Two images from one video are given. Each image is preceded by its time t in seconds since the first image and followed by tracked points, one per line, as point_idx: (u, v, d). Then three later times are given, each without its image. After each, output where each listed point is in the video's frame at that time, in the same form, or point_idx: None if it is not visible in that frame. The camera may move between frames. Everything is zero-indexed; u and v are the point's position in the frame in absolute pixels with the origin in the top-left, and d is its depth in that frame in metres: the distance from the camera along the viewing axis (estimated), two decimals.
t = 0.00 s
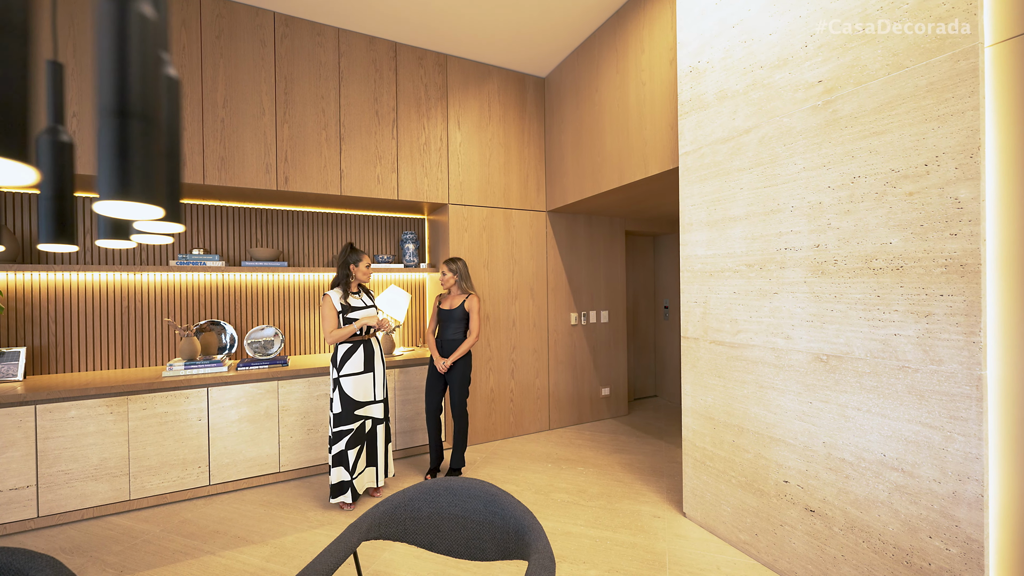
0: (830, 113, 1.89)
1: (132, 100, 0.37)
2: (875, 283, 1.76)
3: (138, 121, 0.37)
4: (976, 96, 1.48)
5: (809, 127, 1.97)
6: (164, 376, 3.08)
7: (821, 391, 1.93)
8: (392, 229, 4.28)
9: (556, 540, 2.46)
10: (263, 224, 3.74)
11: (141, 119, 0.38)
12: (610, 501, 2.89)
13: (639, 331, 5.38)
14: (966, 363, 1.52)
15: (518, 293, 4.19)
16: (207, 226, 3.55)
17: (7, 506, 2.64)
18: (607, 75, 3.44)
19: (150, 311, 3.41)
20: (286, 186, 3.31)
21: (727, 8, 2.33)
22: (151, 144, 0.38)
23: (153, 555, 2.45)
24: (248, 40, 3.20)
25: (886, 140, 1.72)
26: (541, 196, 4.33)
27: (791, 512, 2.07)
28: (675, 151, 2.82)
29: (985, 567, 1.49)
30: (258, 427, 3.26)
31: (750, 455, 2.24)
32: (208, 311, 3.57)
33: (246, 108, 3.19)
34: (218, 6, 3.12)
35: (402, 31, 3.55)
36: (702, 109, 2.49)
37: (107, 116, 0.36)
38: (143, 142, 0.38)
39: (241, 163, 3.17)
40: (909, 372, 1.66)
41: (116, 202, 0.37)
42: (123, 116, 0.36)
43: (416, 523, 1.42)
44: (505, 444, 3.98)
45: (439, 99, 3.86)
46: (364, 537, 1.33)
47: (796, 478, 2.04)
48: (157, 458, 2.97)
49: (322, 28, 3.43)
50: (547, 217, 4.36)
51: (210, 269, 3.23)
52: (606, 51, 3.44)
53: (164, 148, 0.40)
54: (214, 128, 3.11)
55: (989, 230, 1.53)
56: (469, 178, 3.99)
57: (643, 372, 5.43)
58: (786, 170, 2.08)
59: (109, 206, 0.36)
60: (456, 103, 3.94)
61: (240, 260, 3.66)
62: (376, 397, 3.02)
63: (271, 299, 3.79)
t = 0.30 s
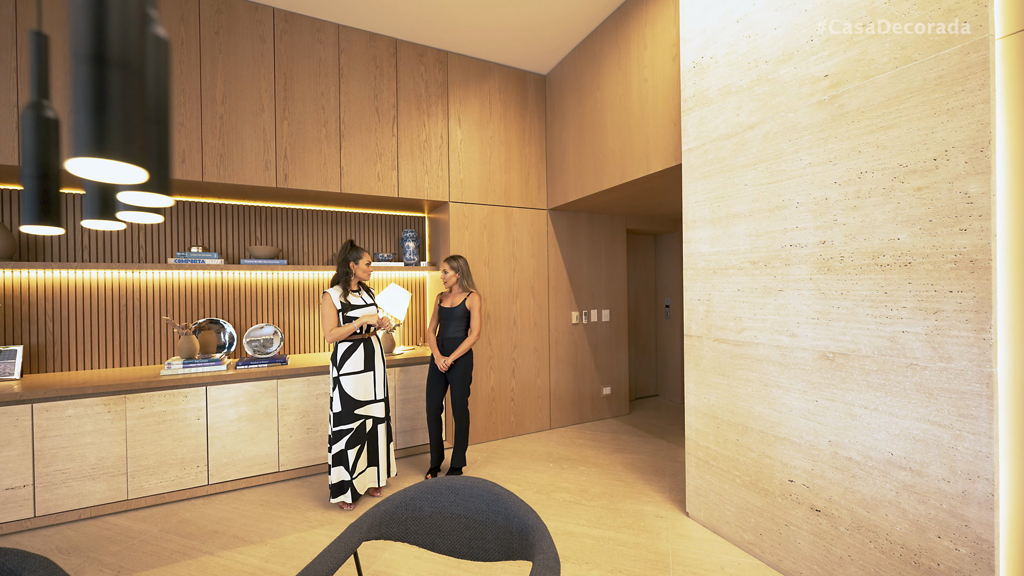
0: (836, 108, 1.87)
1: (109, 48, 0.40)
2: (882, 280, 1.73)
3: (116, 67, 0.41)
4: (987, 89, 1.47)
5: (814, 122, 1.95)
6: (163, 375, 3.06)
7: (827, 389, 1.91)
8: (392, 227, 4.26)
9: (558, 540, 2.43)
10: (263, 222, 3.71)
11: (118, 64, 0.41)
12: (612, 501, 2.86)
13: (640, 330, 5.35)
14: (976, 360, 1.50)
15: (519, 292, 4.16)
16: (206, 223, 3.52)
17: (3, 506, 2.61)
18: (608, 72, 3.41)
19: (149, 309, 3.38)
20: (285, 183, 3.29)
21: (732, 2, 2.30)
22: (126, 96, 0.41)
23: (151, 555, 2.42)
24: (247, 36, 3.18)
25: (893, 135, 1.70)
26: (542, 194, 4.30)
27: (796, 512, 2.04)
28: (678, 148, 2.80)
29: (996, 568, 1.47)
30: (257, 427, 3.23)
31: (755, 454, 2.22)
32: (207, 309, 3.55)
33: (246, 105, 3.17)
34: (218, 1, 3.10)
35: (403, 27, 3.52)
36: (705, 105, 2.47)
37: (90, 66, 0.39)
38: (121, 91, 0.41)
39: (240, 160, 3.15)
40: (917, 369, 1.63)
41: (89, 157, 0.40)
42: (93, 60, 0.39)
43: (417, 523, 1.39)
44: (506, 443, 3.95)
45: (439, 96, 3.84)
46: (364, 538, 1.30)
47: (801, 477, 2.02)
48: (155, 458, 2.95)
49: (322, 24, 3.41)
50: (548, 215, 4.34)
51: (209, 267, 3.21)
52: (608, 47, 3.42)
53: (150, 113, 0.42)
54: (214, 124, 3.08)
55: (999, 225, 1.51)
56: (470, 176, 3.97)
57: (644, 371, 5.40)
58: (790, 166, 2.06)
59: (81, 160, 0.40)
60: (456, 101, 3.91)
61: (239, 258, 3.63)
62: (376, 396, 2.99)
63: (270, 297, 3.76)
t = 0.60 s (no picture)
0: (843, 102, 1.84)
1: None
2: (890, 276, 1.71)
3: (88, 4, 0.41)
4: (998, 82, 1.44)
5: (820, 117, 1.93)
6: (161, 374, 3.04)
7: (834, 388, 1.89)
8: (392, 226, 4.23)
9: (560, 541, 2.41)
10: (262, 220, 3.68)
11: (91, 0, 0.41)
12: (615, 501, 2.84)
13: (641, 329, 5.33)
14: (987, 357, 1.47)
15: (520, 290, 4.14)
16: (204, 221, 3.50)
17: None
18: (610, 69, 3.39)
19: (147, 308, 3.35)
20: (285, 180, 3.26)
21: None
22: (105, 45, 0.42)
23: (149, 556, 2.39)
24: (246, 32, 3.15)
25: (901, 129, 1.67)
26: (543, 192, 4.28)
27: (802, 512, 2.02)
28: (681, 144, 2.77)
29: (1007, 569, 1.44)
30: (256, 426, 3.20)
31: (759, 453, 2.20)
32: (206, 308, 3.52)
33: (245, 101, 3.14)
34: None
35: (404, 23, 3.50)
36: (709, 101, 2.45)
37: None
38: (93, 33, 0.41)
39: (239, 157, 3.12)
40: (926, 367, 1.61)
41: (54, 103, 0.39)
42: None
43: (419, 523, 1.37)
44: (506, 443, 3.93)
45: (440, 94, 3.81)
46: (365, 539, 1.27)
47: (806, 477, 2.00)
48: (153, 457, 2.92)
49: (322, 20, 3.38)
50: (549, 214, 4.31)
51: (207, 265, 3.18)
52: (610, 44, 3.39)
53: (131, 75, 0.44)
54: (212, 121, 3.06)
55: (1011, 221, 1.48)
56: (471, 174, 3.94)
57: (645, 370, 5.38)
58: (796, 162, 2.03)
59: (45, 109, 0.40)
60: (457, 98, 3.89)
61: (238, 256, 3.60)
62: (377, 395, 2.97)
63: (270, 296, 3.74)
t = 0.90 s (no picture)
0: (851, 95, 1.81)
1: None
2: (899, 272, 1.68)
3: None
4: (1011, 72, 1.39)
5: (828, 111, 1.89)
6: (157, 373, 3.00)
7: (841, 386, 1.86)
8: (392, 223, 4.20)
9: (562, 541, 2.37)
10: (260, 218, 3.65)
11: None
12: (617, 500, 2.81)
13: (643, 328, 5.30)
14: (1001, 354, 1.43)
15: (520, 289, 4.11)
16: (201, 219, 3.46)
17: None
18: (612, 64, 3.36)
19: (143, 306, 3.31)
20: (283, 177, 3.22)
21: None
22: None
23: (145, 557, 2.36)
24: (244, 27, 3.11)
25: (911, 122, 1.64)
26: (544, 190, 4.25)
27: (809, 512, 1.99)
28: (684, 140, 2.74)
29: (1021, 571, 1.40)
30: (254, 426, 3.17)
31: (765, 452, 2.17)
32: (204, 306, 3.48)
33: (242, 97, 3.11)
34: None
35: (404, 18, 3.46)
36: (713, 96, 2.42)
37: None
38: None
39: (237, 153, 3.09)
40: (937, 364, 1.58)
41: None
42: None
43: (419, 525, 1.33)
44: (507, 443, 3.89)
45: (440, 90, 3.78)
46: (364, 540, 1.24)
47: (813, 477, 1.96)
48: (149, 457, 2.88)
49: (321, 15, 3.34)
50: (550, 211, 4.28)
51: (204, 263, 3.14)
52: (611, 39, 3.36)
53: None
54: (209, 117, 3.02)
55: None
56: (471, 171, 3.91)
57: (647, 369, 5.35)
58: (803, 156, 2.00)
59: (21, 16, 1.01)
60: (457, 95, 3.85)
61: (236, 254, 3.56)
62: (376, 394, 2.93)
63: (268, 294, 3.70)
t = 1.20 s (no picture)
0: (859, 87, 1.77)
1: None
2: (909, 267, 1.64)
3: None
4: None
5: (835, 103, 1.86)
6: (154, 371, 2.96)
7: (849, 383, 1.82)
8: (391, 221, 4.17)
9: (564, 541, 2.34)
10: (258, 215, 3.61)
11: None
12: (619, 500, 2.77)
13: (644, 327, 5.27)
14: (1015, 351, 1.40)
15: (521, 287, 4.07)
16: (199, 216, 3.42)
17: None
18: (614, 60, 3.32)
19: (140, 305, 3.27)
20: (281, 173, 3.19)
21: None
22: None
23: (140, 558, 2.32)
24: (241, 21, 3.07)
25: (922, 114, 1.60)
26: (545, 187, 4.21)
27: (815, 512, 1.95)
28: (688, 135, 2.71)
29: None
30: (252, 425, 3.13)
31: (770, 452, 2.13)
32: (201, 304, 3.45)
33: (240, 92, 3.07)
34: None
35: (403, 14, 3.43)
36: (716, 89, 2.39)
37: None
38: None
39: (234, 149, 3.05)
40: (949, 361, 1.54)
41: None
42: None
43: (419, 526, 1.30)
44: (508, 442, 3.86)
45: (440, 86, 3.74)
46: (362, 542, 1.19)
47: (820, 476, 1.93)
48: (145, 457, 2.84)
49: (319, 10, 3.30)
50: (551, 209, 4.24)
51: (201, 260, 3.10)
52: (613, 34, 3.33)
53: None
54: (206, 112, 2.98)
55: None
56: (471, 168, 3.87)
57: (648, 369, 5.32)
58: (809, 150, 1.97)
59: None
60: (457, 91, 3.81)
61: (234, 252, 3.53)
62: (375, 393, 2.89)
63: (267, 293, 3.66)
